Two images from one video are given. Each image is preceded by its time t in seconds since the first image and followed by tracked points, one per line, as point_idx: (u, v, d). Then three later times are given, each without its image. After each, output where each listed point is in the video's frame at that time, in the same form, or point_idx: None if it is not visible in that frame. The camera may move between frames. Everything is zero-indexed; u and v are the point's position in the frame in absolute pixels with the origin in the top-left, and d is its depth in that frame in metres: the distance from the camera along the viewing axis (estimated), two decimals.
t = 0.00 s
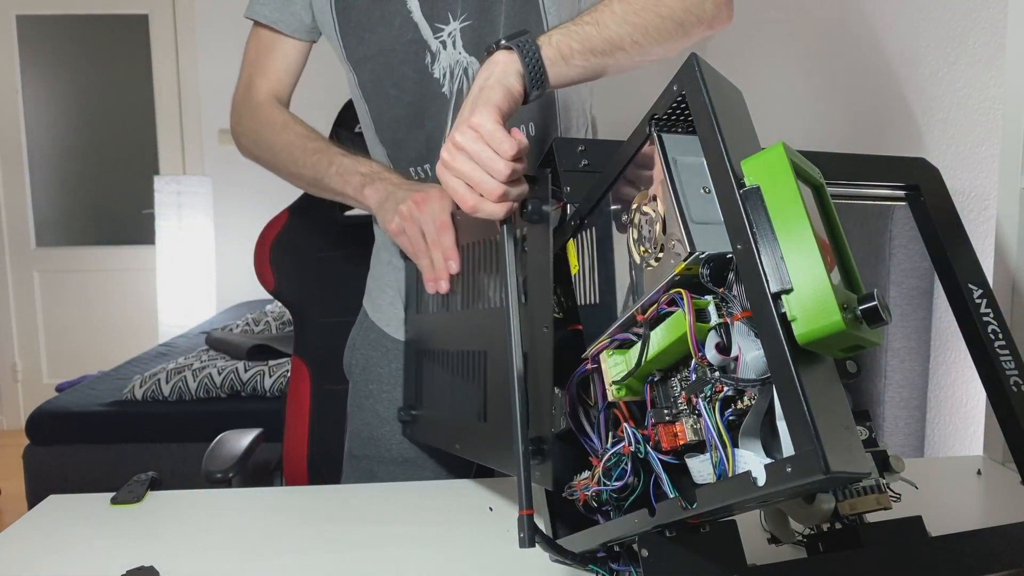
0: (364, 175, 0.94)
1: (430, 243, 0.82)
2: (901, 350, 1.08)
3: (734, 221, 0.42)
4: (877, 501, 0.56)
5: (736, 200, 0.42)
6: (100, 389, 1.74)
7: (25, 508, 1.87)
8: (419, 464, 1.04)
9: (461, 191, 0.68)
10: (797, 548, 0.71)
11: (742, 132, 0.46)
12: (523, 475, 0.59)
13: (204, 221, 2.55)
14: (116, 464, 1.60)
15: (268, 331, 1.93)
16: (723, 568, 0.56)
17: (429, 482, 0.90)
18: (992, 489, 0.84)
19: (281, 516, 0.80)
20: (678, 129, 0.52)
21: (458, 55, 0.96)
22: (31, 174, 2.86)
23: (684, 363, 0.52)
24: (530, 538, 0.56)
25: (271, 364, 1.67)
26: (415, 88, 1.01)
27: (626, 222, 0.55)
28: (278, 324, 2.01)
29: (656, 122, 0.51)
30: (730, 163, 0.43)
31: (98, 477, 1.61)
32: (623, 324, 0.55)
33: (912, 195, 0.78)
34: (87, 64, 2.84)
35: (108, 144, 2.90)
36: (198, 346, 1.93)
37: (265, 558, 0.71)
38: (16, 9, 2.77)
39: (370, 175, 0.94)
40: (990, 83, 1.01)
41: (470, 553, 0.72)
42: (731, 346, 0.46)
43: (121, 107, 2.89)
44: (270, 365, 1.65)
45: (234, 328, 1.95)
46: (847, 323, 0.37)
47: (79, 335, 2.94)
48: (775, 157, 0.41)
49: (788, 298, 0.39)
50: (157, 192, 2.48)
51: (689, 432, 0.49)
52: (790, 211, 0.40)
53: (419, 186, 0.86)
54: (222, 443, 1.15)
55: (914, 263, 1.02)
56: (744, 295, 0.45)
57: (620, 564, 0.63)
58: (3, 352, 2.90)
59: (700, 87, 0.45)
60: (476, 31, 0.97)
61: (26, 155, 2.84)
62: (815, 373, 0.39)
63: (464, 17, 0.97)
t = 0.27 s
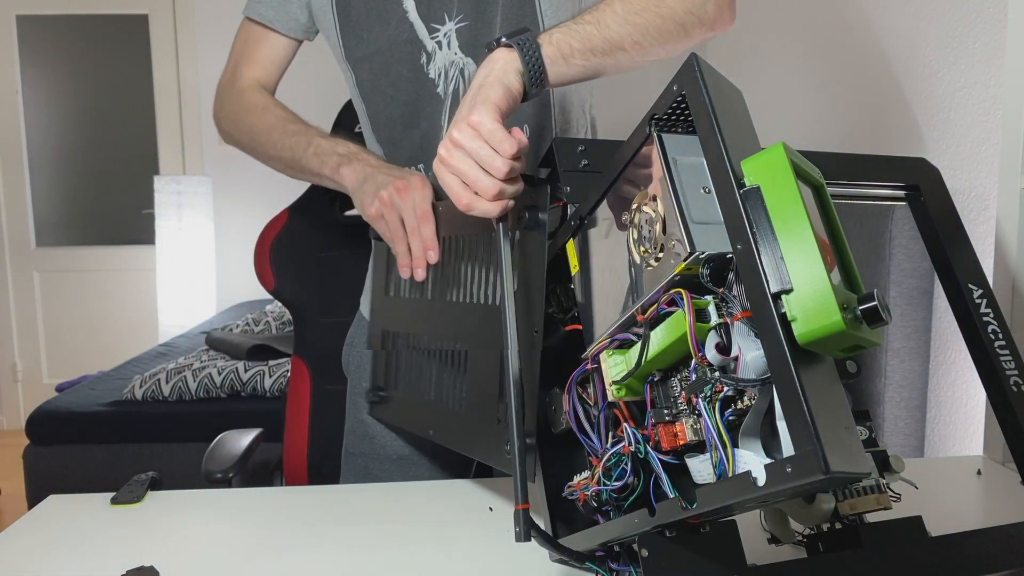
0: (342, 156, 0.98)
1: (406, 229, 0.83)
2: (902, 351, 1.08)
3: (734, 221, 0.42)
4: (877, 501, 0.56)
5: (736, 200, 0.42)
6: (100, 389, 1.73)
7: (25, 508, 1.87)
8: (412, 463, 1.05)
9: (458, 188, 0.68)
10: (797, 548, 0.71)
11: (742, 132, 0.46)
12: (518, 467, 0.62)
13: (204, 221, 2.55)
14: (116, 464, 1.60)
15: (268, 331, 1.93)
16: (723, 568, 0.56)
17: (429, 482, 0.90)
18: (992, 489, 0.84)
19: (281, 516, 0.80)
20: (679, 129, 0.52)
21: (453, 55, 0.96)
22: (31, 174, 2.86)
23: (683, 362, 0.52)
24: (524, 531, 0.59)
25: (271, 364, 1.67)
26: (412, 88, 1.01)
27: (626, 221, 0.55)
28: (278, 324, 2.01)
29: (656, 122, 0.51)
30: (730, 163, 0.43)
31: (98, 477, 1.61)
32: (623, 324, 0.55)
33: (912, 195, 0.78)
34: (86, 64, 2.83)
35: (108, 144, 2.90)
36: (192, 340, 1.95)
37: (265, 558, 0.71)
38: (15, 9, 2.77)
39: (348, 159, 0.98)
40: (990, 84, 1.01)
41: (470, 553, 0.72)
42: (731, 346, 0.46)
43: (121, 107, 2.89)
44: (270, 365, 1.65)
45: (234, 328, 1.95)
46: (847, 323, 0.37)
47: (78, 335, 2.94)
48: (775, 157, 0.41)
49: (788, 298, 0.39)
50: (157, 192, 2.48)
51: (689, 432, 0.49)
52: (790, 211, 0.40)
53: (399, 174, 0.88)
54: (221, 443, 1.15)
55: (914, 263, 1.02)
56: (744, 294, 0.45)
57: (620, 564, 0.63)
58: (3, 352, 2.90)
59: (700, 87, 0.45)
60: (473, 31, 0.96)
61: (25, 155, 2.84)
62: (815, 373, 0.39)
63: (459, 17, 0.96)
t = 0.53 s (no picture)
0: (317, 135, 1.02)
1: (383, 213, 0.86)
2: (902, 351, 1.08)
3: (734, 221, 0.42)
4: (878, 501, 0.56)
5: (736, 200, 0.42)
6: (100, 389, 1.73)
7: (25, 508, 1.87)
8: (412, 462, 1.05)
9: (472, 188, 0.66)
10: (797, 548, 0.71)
11: (742, 132, 0.46)
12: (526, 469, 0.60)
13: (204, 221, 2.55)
14: (116, 464, 1.60)
15: (268, 331, 1.93)
16: (723, 568, 0.56)
17: (428, 482, 0.90)
18: (992, 488, 0.84)
19: (281, 516, 0.80)
20: (679, 129, 0.52)
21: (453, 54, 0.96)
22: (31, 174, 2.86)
23: (684, 362, 0.52)
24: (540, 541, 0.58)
25: (271, 364, 1.67)
26: (408, 86, 1.01)
27: (626, 221, 0.55)
28: (278, 324, 2.01)
29: (656, 122, 0.51)
30: (730, 163, 0.43)
31: (98, 477, 1.61)
32: (623, 323, 0.55)
33: (912, 195, 0.78)
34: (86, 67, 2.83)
35: (108, 144, 2.90)
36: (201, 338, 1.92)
37: (265, 558, 0.71)
38: (15, 9, 2.77)
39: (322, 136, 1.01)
40: (990, 84, 1.01)
41: (470, 552, 0.72)
42: (731, 346, 0.46)
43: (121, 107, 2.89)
44: (270, 365, 1.65)
45: (234, 328, 1.95)
46: (847, 323, 0.37)
47: (78, 334, 2.94)
48: (775, 156, 0.41)
49: (788, 298, 0.39)
50: (157, 192, 2.48)
51: (689, 432, 0.49)
52: (790, 211, 0.40)
53: (372, 155, 0.92)
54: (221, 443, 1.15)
55: (914, 262, 1.03)
56: (743, 294, 0.44)
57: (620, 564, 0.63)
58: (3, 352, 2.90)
59: (699, 87, 0.45)
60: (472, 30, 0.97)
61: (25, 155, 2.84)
62: (815, 373, 0.40)
63: (459, 16, 0.97)
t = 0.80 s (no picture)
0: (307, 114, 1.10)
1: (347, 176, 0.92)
2: (900, 350, 1.07)
3: (734, 220, 0.43)
4: (877, 501, 0.56)
5: (736, 200, 0.42)
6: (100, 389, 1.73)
7: (25, 509, 1.87)
8: (406, 463, 1.26)
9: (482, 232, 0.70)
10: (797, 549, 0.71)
11: (742, 131, 0.46)
12: (515, 473, 0.63)
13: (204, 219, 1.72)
14: (116, 464, 1.60)
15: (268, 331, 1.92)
16: (723, 568, 0.56)
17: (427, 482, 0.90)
18: (992, 488, 0.84)
19: (281, 516, 0.80)
20: (679, 129, 0.52)
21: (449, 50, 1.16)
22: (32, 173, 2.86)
23: (683, 362, 0.52)
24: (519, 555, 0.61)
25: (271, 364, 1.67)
26: (402, 81, 1.17)
27: (626, 221, 0.56)
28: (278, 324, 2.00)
29: (656, 121, 0.51)
30: (731, 163, 0.43)
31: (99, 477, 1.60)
32: (623, 323, 0.55)
33: (912, 195, 0.78)
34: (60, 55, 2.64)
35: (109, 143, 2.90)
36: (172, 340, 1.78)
37: (265, 558, 0.71)
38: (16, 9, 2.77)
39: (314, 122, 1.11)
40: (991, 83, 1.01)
41: (469, 553, 0.72)
42: (731, 346, 0.46)
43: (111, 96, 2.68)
44: (270, 365, 1.65)
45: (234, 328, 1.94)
46: (847, 322, 0.37)
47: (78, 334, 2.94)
48: (774, 156, 0.41)
49: (788, 298, 0.39)
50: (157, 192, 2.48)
51: (689, 432, 0.49)
52: (790, 210, 0.40)
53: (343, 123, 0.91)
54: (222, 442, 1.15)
55: (914, 262, 1.04)
56: (744, 294, 0.45)
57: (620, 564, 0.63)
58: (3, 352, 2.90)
59: (699, 86, 0.45)
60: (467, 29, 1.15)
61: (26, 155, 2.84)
62: (815, 373, 0.40)
63: (455, 14, 1.15)
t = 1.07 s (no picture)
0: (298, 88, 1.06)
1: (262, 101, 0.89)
2: (899, 350, 1.07)
3: (735, 220, 0.43)
4: (877, 501, 0.56)
5: (736, 199, 0.42)
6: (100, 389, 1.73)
7: (25, 509, 1.87)
8: (379, 464, 1.26)
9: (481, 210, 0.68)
10: (797, 548, 0.71)
11: (742, 132, 0.46)
12: (516, 473, 0.63)
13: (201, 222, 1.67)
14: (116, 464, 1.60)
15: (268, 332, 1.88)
16: (723, 568, 0.56)
17: (428, 483, 0.90)
18: (992, 488, 0.84)
19: (280, 516, 0.80)
20: (679, 129, 0.52)
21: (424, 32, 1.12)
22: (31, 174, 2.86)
23: (683, 362, 0.52)
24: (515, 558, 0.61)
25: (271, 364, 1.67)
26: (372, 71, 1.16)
27: (627, 221, 0.56)
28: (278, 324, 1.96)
29: (656, 122, 0.51)
30: (731, 162, 0.43)
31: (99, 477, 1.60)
32: (623, 323, 0.55)
33: (912, 195, 0.78)
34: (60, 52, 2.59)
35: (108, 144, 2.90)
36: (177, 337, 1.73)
37: (264, 557, 0.71)
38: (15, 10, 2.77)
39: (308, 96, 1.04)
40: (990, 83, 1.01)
41: (469, 553, 0.72)
42: (731, 346, 0.46)
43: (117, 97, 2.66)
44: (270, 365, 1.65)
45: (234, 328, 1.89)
46: (847, 322, 0.37)
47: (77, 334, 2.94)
48: (774, 156, 0.41)
49: (788, 298, 0.39)
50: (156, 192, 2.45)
51: (689, 432, 0.49)
52: (790, 211, 0.40)
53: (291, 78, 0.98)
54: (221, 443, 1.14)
55: (913, 262, 1.04)
56: (744, 294, 0.45)
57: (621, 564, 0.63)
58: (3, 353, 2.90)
59: (700, 86, 0.45)
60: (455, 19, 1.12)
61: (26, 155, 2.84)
62: (815, 373, 0.39)
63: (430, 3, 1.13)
